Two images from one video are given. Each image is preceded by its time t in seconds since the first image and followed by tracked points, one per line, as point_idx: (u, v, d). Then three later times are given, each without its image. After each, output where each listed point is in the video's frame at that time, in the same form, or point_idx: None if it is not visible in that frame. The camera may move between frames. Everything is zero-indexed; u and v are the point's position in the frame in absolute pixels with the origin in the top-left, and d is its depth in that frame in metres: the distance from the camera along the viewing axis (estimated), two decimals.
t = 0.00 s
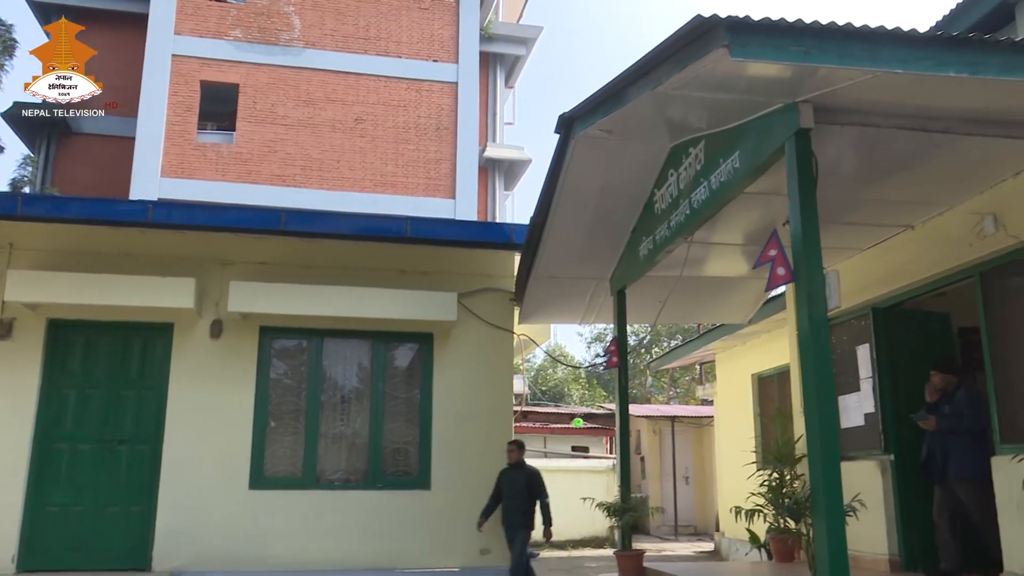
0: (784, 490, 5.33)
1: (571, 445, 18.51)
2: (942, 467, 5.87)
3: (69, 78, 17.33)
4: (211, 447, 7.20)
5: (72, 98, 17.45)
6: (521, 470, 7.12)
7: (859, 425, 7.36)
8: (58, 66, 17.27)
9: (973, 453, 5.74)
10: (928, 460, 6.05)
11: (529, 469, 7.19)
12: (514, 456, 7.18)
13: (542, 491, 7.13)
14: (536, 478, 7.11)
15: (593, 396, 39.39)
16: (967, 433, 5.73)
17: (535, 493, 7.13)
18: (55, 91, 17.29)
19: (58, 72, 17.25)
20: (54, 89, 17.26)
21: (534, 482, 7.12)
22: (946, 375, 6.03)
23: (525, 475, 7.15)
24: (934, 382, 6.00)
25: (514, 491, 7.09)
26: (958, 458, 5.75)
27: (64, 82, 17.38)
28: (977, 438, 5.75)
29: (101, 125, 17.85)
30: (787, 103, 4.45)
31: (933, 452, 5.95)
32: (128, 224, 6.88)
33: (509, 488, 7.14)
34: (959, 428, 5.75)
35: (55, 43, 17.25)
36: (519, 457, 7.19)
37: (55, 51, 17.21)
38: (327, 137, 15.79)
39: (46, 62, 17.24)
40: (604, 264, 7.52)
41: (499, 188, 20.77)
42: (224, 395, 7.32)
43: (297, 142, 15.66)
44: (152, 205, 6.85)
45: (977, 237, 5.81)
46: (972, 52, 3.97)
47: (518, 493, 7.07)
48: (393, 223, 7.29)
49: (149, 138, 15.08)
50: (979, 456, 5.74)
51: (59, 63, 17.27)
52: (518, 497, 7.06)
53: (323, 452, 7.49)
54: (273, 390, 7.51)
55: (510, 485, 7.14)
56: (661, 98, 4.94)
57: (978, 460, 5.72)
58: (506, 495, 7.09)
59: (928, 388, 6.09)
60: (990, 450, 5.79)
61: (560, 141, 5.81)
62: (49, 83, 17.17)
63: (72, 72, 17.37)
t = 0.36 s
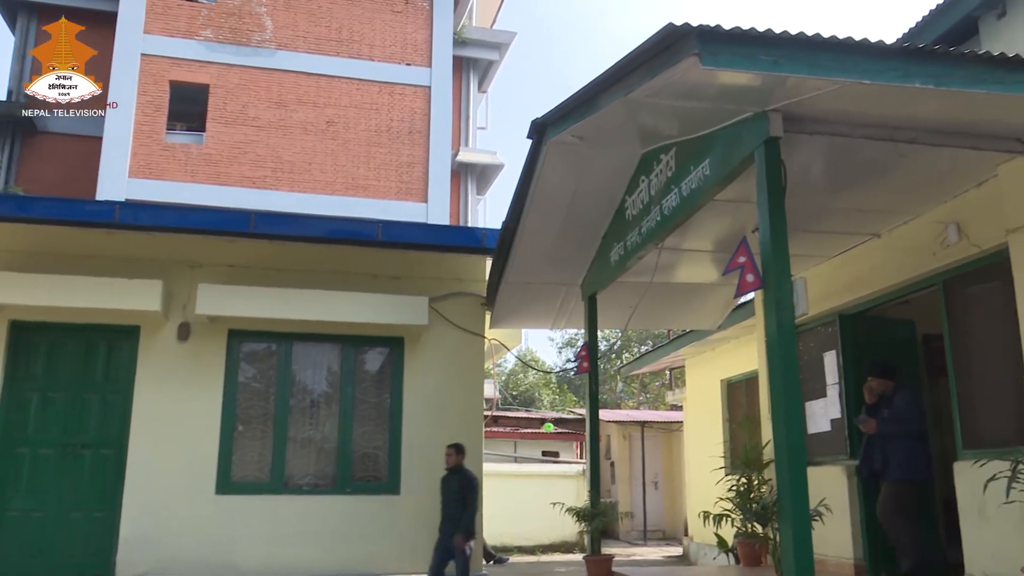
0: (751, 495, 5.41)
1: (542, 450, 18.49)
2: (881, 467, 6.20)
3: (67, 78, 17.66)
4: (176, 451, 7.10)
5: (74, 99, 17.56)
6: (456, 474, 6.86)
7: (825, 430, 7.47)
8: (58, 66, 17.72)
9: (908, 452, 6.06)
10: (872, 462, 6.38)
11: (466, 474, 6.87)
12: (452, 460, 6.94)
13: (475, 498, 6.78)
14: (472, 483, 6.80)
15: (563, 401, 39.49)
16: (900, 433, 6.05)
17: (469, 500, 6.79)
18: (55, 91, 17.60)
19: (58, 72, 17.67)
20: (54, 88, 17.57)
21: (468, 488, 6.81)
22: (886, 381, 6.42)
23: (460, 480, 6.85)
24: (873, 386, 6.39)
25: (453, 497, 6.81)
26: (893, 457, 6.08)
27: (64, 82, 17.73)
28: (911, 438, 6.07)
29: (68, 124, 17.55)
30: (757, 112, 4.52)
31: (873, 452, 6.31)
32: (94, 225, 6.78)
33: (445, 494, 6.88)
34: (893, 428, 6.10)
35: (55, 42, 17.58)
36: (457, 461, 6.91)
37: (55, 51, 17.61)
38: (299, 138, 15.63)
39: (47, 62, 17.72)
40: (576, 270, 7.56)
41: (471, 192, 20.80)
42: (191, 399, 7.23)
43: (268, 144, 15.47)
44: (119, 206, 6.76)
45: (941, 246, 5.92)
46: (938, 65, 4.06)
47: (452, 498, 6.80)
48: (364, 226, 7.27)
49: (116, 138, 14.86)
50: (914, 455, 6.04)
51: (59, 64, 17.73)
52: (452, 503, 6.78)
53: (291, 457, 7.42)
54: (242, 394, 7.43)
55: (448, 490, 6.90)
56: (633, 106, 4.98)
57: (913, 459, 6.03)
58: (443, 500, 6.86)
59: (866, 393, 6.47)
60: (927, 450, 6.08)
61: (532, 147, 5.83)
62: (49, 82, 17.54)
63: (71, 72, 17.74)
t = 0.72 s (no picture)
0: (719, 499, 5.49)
1: (511, 454, 18.54)
2: (820, 475, 5.95)
3: (66, 75, 15.53)
4: (141, 455, 7.01)
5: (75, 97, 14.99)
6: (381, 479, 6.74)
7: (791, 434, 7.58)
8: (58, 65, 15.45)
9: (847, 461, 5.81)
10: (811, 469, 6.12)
11: (391, 480, 6.74)
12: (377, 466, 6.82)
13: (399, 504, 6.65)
14: (397, 489, 6.68)
15: (534, 405, 39.56)
16: (841, 441, 5.81)
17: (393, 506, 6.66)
18: (55, 92, 15.66)
19: (59, 72, 15.42)
20: (54, 89, 15.61)
21: (392, 493, 6.68)
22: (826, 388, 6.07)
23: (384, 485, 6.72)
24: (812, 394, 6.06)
25: (378, 505, 6.67)
26: (832, 465, 5.83)
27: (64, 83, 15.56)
28: (851, 448, 5.83)
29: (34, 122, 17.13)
30: (726, 119, 4.59)
31: (811, 461, 6.05)
32: (59, 225, 6.68)
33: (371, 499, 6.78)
34: (834, 436, 5.85)
35: (55, 43, 15.69)
36: (383, 467, 6.78)
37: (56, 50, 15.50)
38: (270, 140, 15.53)
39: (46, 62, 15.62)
40: (547, 274, 7.61)
41: (444, 196, 20.80)
42: (157, 402, 7.13)
43: (238, 145, 15.35)
44: (86, 206, 6.66)
45: (906, 254, 6.05)
46: (903, 75, 4.15)
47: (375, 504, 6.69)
48: (335, 228, 7.23)
49: (83, 136, 14.61)
50: (854, 465, 5.81)
51: (59, 63, 15.49)
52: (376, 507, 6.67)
53: (259, 460, 7.36)
54: (209, 398, 7.35)
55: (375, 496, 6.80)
56: (604, 111, 5.03)
57: (852, 468, 5.79)
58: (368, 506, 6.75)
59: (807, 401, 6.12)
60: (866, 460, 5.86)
61: (504, 151, 5.86)
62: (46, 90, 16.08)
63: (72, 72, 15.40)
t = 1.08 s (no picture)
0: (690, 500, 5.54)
1: (485, 457, 18.52)
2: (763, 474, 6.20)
3: (65, 77, 14.52)
4: (110, 458, 6.90)
5: (73, 99, 14.64)
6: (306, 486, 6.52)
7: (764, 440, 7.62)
8: (58, 66, 14.50)
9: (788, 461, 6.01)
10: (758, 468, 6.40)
11: (317, 483, 6.54)
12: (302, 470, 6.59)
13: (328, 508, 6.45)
14: (324, 493, 6.46)
15: (509, 408, 39.53)
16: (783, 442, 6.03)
17: (321, 511, 6.44)
18: (54, 93, 14.54)
19: (59, 73, 14.51)
20: (54, 90, 14.47)
21: (319, 498, 6.47)
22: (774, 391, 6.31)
23: (311, 490, 6.51)
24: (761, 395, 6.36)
25: (306, 511, 6.44)
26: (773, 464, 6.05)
27: (65, 84, 14.53)
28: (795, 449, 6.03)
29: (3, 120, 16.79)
30: (701, 124, 4.64)
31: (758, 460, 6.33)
32: (29, 224, 6.56)
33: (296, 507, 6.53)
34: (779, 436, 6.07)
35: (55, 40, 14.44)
36: (309, 470, 6.57)
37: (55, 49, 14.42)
38: (245, 140, 15.42)
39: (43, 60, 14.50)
40: (522, 277, 7.64)
41: (419, 199, 20.75)
42: (128, 404, 7.04)
43: (212, 145, 15.23)
44: (56, 205, 6.56)
45: (878, 261, 6.15)
46: (873, 84, 4.22)
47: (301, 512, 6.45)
48: (310, 230, 7.18)
49: (53, 134, 14.35)
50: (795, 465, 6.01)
51: (59, 64, 14.51)
52: (303, 514, 6.44)
53: (230, 464, 7.29)
54: (181, 400, 7.27)
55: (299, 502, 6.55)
56: (580, 115, 5.05)
57: (792, 469, 5.97)
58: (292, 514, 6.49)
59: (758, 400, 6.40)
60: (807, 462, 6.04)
61: (480, 154, 5.87)
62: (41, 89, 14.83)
63: (73, 73, 14.58)
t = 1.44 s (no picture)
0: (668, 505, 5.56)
1: (464, 461, 18.49)
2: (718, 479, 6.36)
3: (65, 78, 14.47)
4: (84, 461, 6.82)
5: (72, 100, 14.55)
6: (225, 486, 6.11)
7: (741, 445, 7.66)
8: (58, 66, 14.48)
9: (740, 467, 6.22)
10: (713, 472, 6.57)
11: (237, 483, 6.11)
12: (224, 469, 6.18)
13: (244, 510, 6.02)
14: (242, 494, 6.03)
15: (487, 412, 39.46)
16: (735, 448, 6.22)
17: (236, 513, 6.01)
18: (54, 93, 14.44)
19: (59, 73, 14.46)
20: (54, 90, 14.40)
21: (236, 500, 6.04)
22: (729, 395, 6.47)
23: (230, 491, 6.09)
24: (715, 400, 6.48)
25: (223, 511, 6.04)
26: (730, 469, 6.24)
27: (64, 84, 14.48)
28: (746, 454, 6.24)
29: None
30: (680, 130, 4.67)
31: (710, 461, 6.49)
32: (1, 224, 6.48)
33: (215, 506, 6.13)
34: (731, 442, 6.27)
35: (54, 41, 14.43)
36: (229, 470, 6.16)
37: (54, 49, 14.40)
38: (223, 142, 15.29)
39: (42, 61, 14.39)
40: (501, 281, 7.65)
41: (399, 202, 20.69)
42: (102, 407, 6.97)
43: (189, 146, 15.08)
44: (29, 205, 6.48)
45: (853, 267, 6.23)
46: (849, 92, 4.28)
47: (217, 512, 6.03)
48: (287, 232, 7.15)
49: (27, 134, 14.16)
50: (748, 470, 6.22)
51: (59, 64, 14.47)
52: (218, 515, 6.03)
53: (206, 468, 7.21)
54: (155, 403, 7.19)
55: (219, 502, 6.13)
56: (560, 120, 5.07)
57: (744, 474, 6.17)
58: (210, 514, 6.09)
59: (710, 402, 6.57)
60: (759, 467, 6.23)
61: (460, 158, 5.88)
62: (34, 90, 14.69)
63: (72, 73, 14.57)
